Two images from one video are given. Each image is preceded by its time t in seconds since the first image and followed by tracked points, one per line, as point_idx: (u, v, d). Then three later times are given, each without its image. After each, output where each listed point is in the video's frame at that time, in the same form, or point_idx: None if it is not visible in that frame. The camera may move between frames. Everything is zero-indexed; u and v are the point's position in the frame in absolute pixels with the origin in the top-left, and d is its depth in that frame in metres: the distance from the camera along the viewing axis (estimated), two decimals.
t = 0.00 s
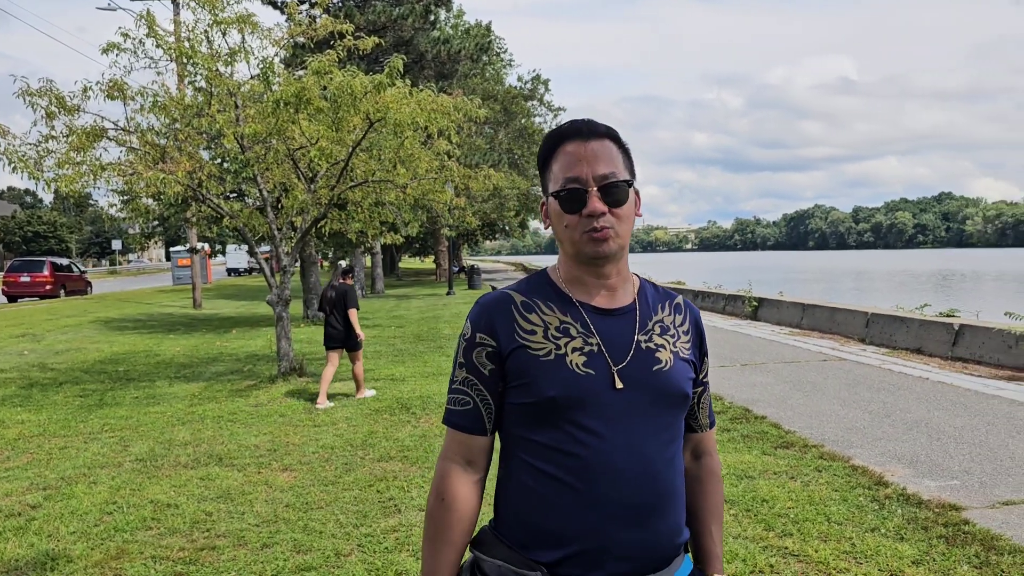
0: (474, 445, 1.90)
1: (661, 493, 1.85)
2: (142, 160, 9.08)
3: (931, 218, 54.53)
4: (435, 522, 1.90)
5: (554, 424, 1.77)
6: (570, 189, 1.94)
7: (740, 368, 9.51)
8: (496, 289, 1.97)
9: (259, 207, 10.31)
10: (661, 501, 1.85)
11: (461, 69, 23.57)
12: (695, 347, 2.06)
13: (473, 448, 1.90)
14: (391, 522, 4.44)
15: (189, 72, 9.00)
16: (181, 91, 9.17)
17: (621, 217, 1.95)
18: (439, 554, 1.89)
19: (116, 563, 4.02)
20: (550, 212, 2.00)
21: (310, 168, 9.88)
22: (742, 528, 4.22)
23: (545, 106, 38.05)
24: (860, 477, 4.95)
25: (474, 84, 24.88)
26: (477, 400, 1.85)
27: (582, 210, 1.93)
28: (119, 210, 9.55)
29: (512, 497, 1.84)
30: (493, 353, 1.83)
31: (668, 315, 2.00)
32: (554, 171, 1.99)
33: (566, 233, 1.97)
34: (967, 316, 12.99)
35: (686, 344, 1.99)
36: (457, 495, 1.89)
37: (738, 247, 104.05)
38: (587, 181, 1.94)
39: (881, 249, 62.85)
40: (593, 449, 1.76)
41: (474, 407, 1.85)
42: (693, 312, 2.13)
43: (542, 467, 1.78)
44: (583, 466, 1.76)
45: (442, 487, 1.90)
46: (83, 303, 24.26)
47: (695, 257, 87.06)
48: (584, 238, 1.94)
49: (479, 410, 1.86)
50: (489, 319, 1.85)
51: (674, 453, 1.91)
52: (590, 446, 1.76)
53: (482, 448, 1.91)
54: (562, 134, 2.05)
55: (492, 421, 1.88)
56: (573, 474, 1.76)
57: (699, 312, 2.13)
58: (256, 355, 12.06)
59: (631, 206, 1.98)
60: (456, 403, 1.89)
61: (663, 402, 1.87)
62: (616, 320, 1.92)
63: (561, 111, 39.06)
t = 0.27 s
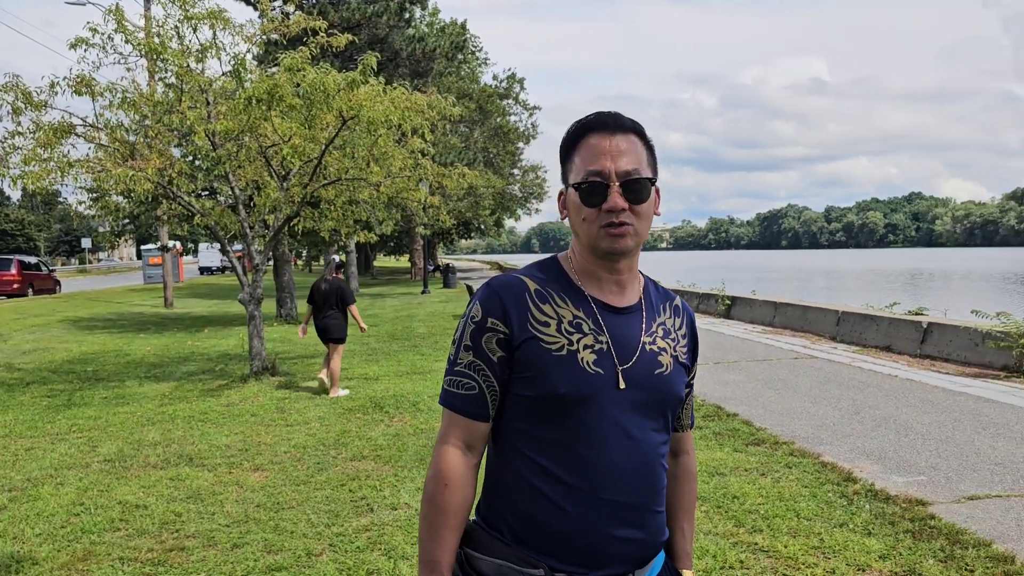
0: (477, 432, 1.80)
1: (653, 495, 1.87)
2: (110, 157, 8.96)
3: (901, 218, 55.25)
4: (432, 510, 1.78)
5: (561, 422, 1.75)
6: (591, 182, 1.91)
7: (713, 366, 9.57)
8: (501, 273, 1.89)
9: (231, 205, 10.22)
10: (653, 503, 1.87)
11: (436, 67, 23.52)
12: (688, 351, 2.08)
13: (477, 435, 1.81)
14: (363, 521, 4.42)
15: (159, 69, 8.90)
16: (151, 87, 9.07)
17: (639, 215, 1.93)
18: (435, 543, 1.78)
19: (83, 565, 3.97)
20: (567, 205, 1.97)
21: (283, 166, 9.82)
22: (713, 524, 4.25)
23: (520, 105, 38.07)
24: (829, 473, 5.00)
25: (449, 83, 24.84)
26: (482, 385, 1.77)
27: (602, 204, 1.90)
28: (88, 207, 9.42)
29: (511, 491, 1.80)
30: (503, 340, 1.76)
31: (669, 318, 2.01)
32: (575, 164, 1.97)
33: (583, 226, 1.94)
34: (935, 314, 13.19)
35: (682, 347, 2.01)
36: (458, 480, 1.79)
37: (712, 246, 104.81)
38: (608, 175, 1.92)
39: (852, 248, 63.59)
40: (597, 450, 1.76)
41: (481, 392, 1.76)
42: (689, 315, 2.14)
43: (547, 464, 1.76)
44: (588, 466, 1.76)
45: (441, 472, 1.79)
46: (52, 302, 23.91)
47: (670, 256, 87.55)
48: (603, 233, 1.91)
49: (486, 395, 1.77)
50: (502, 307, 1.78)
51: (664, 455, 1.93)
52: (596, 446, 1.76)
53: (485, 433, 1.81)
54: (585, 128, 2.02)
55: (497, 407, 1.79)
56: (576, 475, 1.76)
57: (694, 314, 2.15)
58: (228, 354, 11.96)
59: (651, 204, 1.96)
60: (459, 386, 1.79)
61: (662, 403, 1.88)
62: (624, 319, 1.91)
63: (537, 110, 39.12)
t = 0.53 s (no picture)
0: (479, 438, 1.67)
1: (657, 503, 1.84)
2: (72, 153, 8.80)
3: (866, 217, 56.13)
4: (423, 518, 1.64)
5: (575, 432, 1.66)
6: (605, 183, 1.83)
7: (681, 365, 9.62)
8: (503, 272, 1.76)
9: (197, 203, 10.10)
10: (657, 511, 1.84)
11: (406, 66, 23.46)
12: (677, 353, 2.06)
13: (478, 441, 1.68)
14: (329, 522, 4.38)
15: (123, 64, 8.77)
16: (114, 82, 8.93)
17: (652, 219, 1.86)
18: (425, 554, 1.64)
19: (42, 568, 3.90)
20: (578, 205, 1.88)
21: (250, 163, 9.73)
22: (679, 522, 4.28)
23: (490, 104, 38.10)
24: (794, 471, 5.06)
25: (419, 81, 24.78)
26: (486, 389, 1.64)
27: (614, 206, 1.81)
28: (50, 204, 9.26)
29: (517, 503, 1.68)
30: (514, 342, 1.64)
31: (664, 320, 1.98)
32: (588, 163, 1.88)
33: (593, 228, 1.86)
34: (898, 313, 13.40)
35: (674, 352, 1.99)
36: (454, 488, 1.65)
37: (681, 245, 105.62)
38: (622, 177, 1.83)
39: (819, 248, 64.49)
40: (612, 459, 1.69)
41: (485, 396, 1.63)
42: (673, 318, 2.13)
43: (561, 475, 1.66)
44: (602, 475, 1.69)
45: (437, 479, 1.65)
46: (12, 301, 23.47)
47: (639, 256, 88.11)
48: (614, 236, 1.83)
49: (491, 400, 1.64)
50: (512, 307, 1.65)
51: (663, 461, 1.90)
52: (611, 456, 1.69)
53: (483, 438, 1.68)
54: (598, 126, 1.93)
55: (500, 411, 1.67)
56: (590, 485, 1.68)
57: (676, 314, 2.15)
58: (194, 354, 11.81)
59: (664, 208, 1.88)
60: (461, 389, 1.65)
61: (664, 410, 1.85)
62: (632, 323, 1.85)
63: (507, 109, 39.17)
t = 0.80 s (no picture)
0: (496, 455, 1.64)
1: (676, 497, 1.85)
2: (24, 147, 8.61)
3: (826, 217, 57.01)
4: (445, 545, 1.61)
5: (602, 440, 1.65)
6: (611, 175, 1.79)
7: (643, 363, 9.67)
8: (511, 282, 1.72)
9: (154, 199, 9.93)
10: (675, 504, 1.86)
11: (370, 62, 23.33)
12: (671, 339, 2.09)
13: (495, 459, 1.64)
14: (287, 523, 4.34)
15: (77, 56, 8.60)
16: (68, 75, 8.75)
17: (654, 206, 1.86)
18: None
19: None
20: (578, 200, 1.82)
21: (209, 159, 9.62)
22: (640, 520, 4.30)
23: (455, 101, 38.04)
24: (753, 468, 5.12)
25: (384, 78, 24.66)
26: (502, 408, 1.60)
27: (623, 198, 1.78)
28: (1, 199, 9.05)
29: (545, 516, 1.66)
30: (534, 358, 1.60)
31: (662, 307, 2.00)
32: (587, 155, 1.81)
33: (599, 223, 1.82)
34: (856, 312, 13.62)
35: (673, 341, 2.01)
36: (477, 510, 1.62)
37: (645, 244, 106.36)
38: (626, 167, 1.80)
39: (780, 248, 65.38)
40: (639, 463, 1.69)
41: (504, 415, 1.60)
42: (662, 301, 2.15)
43: (589, 484, 1.65)
44: (630, 479, 1.69)
45: (457, 503, 1.61)
46: None
47: (604, 255, 88.62)
48: (624, 229, 1.80)
49: (510, 418, 1.61)
50: (531, 321, 1.61)
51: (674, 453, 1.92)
52: (638, 461, 1.69)
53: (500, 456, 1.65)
54: (584, 113, 1.87)
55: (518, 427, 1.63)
56: (619, 489, 1.68)
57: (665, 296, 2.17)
58: (151, 353, 11.62)
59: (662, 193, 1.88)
60: (475, 409, 1.61)
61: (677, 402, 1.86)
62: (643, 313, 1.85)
63: (472, 107, 39.14)
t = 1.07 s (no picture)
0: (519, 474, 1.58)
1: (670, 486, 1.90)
2: None
3: (785, 216, 57.79)
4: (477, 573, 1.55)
5: (620, 446, 1.64)
6: (641, 171, 1.76)
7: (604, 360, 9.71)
8: (520, 288, 1.64)
9: (108, 192, 9.74)
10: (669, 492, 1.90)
11: (332, 57, 23.14)
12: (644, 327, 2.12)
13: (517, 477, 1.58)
14: (242, 522, 4.28)
15: (27, 46, 8.39)
16: (18, 66, 8.54)
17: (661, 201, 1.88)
18: None
19: None
20: (602, 194, 1.77)
21: (165, 153, 9.46)
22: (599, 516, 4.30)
23: (418, 98, 37.89)
24: (710, 464, 5.17)
25: (346, 72, 24.44)
26: (528, 423, 1.54)
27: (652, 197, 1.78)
28: None
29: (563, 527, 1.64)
30: (559, 369, 1.55)
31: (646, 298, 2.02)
32: (615, 150, 1.76)
33: (621, 220, 1.79)
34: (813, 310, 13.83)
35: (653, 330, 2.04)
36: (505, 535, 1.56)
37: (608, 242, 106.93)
38: (651, 162, 1.78)
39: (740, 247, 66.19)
40: (651, 463, 1.71)
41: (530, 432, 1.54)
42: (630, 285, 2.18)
43: (608, 489, 1.64)
44: (643, 479, 1.69)
45: (486, 530, 1.55)
46: None
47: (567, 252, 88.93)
48: (647, 227, 1.80)
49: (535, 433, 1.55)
50: (557, 332, 1.56)
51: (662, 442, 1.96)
52: (649, 461, 1.70)
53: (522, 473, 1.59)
54: (603, 100, 1.79)
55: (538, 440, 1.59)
56: (633, 492, 1.68)
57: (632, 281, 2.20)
58: (105, 350, 11.40)
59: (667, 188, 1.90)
60: (498, 427, 1.54)
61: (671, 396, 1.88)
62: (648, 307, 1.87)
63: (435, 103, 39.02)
